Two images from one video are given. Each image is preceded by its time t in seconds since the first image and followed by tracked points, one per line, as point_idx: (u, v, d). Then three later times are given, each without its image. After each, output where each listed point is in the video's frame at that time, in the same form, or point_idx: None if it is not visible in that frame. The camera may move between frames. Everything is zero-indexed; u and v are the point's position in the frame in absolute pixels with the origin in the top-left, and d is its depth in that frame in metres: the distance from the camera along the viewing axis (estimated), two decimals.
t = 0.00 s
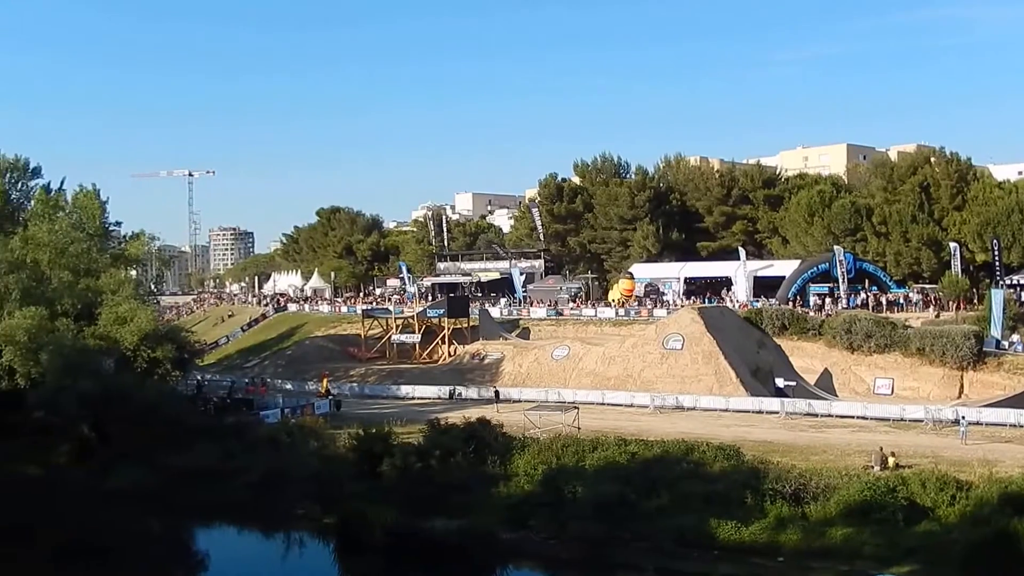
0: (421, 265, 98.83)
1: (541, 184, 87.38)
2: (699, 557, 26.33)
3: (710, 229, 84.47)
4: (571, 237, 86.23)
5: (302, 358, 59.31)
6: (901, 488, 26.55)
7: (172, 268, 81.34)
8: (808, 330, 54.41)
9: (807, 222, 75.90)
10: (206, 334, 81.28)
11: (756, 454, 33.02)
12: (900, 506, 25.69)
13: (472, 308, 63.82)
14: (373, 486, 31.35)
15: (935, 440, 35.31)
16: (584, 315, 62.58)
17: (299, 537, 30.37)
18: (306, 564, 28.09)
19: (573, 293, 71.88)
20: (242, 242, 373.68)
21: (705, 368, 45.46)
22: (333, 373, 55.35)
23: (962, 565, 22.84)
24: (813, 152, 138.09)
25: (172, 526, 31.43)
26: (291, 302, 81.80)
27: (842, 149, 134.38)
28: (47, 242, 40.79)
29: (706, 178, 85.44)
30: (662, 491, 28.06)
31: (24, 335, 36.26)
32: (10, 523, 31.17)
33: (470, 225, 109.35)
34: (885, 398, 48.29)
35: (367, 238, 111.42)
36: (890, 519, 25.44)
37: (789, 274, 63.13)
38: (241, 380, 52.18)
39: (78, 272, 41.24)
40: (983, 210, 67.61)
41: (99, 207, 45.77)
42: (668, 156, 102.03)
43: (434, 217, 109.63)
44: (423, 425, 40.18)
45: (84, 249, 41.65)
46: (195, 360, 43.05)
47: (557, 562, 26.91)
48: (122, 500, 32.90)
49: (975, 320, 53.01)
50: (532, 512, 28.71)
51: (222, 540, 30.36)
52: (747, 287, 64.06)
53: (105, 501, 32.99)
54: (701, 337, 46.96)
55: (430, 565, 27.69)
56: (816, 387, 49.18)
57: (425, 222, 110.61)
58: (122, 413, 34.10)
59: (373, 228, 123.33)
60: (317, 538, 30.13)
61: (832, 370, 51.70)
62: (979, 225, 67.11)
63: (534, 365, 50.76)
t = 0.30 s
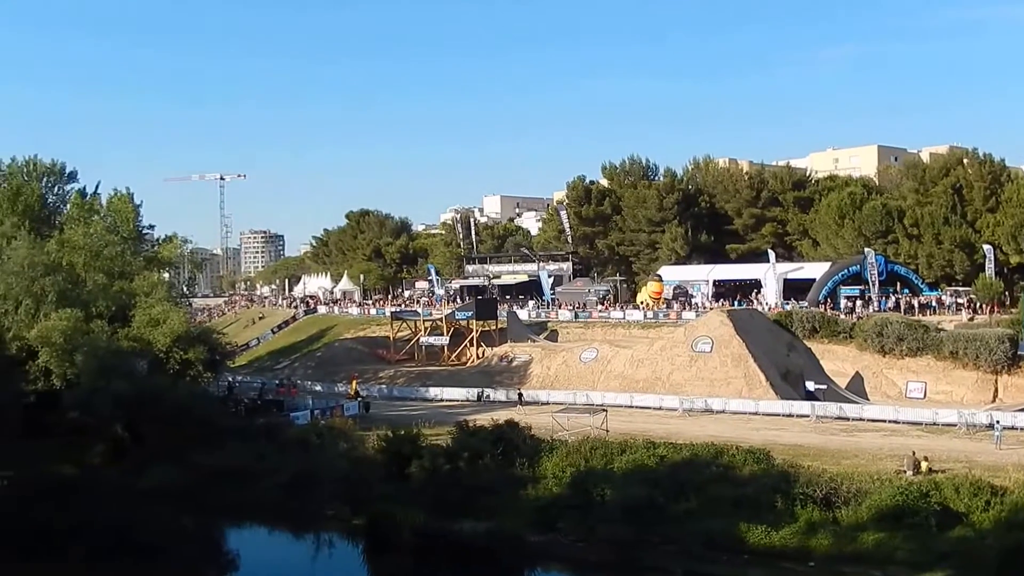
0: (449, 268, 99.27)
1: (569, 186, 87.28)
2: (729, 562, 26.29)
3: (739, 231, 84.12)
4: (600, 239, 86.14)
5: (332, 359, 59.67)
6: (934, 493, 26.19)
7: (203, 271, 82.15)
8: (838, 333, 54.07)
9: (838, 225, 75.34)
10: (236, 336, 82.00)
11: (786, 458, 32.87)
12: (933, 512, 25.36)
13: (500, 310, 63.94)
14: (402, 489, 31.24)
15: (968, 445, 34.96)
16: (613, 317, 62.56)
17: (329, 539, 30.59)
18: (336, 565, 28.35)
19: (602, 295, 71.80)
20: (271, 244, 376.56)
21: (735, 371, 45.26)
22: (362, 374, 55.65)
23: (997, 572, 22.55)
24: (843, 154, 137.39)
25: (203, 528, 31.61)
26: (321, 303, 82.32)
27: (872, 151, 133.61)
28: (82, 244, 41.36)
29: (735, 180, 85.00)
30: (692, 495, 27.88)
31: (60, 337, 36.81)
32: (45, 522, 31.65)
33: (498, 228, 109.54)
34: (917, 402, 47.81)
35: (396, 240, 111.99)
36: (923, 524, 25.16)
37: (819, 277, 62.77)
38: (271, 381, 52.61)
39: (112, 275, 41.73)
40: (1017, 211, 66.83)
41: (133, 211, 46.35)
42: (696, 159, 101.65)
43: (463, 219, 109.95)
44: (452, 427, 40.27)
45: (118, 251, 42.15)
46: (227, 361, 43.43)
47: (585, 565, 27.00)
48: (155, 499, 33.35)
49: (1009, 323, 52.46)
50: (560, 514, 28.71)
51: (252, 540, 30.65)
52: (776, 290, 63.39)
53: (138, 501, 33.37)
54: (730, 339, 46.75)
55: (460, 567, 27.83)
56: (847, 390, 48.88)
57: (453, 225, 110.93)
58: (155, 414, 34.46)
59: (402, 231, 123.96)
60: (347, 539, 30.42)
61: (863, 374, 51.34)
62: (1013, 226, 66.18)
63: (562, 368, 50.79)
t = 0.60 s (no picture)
0: (479, 272, 99.53)
1: (598, 190, 87.21)
2: (761, 566, 26.10)
3: (770, 234, 83.69)
4: (629, 242, 85.94)
5: (362, 362, 59.98)
6: (970, 499, 25.89)
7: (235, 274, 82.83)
8: (871, 337, 53.69)
9: (870, 228, 74.53)
10: (268, 338, 82.59)
11: (819, 463, 32.63)
12: (969, 518, 25.04)
13: (530, 313, 63.95)
14: (432, 492, 31.25)
15: (1005, 450, 34.51)
16: (642, 321, 62.43)
17: (358, 540, 30.73)
18: (366, 565, 28.69)
19: (631, 298, 71.62)
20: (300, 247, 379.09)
21: (766, 375, 44.94)
22: (392, 377, 55.85)
23: None
24: (875, 156, 136.44)
25: (234, 529, 31.80)
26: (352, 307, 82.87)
27: (905, 153, 132.59)
28: (117, 249, 42.01)
29: (766, 183, 84.55)
30: (722, 498, 27.75)
31: (95, 339, 37.21)
32: (80, 522, 32.22)
33: (527, 231, 109.54)
34: (952, 407, 47.23)
35: (426, 244, 112.36)
36: (957, 531, 24.85)
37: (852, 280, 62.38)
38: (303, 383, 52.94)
39: (145, 277, 42.15)
40: None
41: (166, 215, 47.35)
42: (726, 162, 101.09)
43: (492, 223, 110.14)
44: (481, 430, 40.32)
45: (152, 255, 42.79)
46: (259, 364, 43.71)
47: (614, 568, 26.94)
48: (188, 500, 33.77)
49: None
50: (589, 519, 28.58)
51: (283, 542, 30.72)
52: (808, 293, 63.12)
53: (171, 502, 33.84)
54: (761, 342, 46.47)
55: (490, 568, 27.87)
56: (880, 395, 48.43)
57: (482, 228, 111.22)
58: (187, 417, 35.02)
59: (431, 236, 124.44)
60: (377, 541, 30.52)
61: (896, 378, 50.82)
62: None
63: (591, 371, 50.73)
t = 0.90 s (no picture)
0: (508, 275, 99.60)
1: (628, 193, 87.00)
2: (792, 572, 25.88)
3: (802, 237, 83.06)
4: (659, 246, 85.58)
5: (392, 366, 60.22)
6: (1007, 505, 25.54)
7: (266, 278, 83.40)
8: (905, 341, 53.22)
9: (903, 231, 74.08)
10: (299, 342, 83.09)
11: (852, 468, 32.35)
12: (1005, 525, 24.70)
13: (559, 317, 63.86)
14: (462, 495, 31.22)
15: None
16: (673, 325, 62.15)
17: (389, 543, 30.87)
18: (397, 568, 28.79)
19: (662, 302, 71.35)
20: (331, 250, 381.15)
21: (797, 380, 44.56)
22: (422, 381, 55.99)
23: None
24: (908, 158, 135.04)
25: (266, 531, 32.03)
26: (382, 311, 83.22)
27: (939, 156, 131.17)
28: (151, 253, 42.50)
29: (798, 187, 83.87)
30: (754, 504, 27.48)
31: (130, 342, 37.46)
32: (115, 523, 32.56)
33: (557, 235, 109.26)
34: (988, 412, 46.63)
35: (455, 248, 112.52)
36: (993, 538, 24.49)
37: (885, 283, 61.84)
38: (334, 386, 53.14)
39: (180, 280, 42.40)
40: None
41: (200, 219, 47.87)
42: (757, 165, 100.16)
43: (522, 226, 110.15)
44: (511, 433, 40.32)
45: (186, 260, 43.22)
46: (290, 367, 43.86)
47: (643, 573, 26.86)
48: (221, 501, 34.06)
49: None
50: (619, 523, 28.51)
51: (315, 544, 30.91)
52: (841, 297, 62.68)
53: (205, 503, 34.17)
54: (793, 347, 46.16)
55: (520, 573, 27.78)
56: (913, 400, 47.86)
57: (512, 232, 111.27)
58: (220, 420, 35.44)
59: (461, 239, 124.65)
60: (407, 543, 30.67)
61: (930, 382, 50.22)
62: None
63: (621, 375, 50.60)
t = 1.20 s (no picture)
0: (538, 278, 99.64)
1: (659, 197, 86.67)
2: None
3: (834, 240, 82.15)
4: (690, 249, 85.13)
5: (423, 369, 60.41)
6: None
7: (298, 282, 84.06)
8: (939, 346, 52.68)
9: (937, 234, 73.21)
10: (330, 345, 83.55)
11: (885, 473, 32.04)
12: None
13: (589, 321, 63.78)
14: (492, 499, 31.19)
15: None
16: (703, 328, 61.82)
17: (419, 545, 30.95)
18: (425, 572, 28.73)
19: (692, 306, 71.09)
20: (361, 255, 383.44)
21: (830, 385, 44.21)
22: (452, 384, 56.10)
23: None
24: (942, 161, 133.58)
25: (298, 533, 32.16)
26: (412, 314, 83.52)
27: (974, 158, 129.62)
28: (185, 257, 42.48)
29: (830, 190, 83.17)
30: (787, 508, 27.43)
31: (163, 345, 37.74)
32: (150, 524, 32.87)
33: (587, 238, 108.93)
34: None
35: (486, 251, 112.71)
36: None
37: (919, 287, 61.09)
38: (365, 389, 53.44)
39: (212, 282, 42.43)
40: None
41: (233, 223, 47.57)
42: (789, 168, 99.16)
43: (552, 230, 110.11)
44: (541, 437, 40.31)
45: (218, 263, 43.01)
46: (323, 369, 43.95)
47: None
48: (253, 502, 34.36)
49: None
50: (649, 527, 28.37)
51: (345, 546, 31.07)
52: (874, 301, 62.10)
53: (238, 505, 34.50)
54: (825, 351, 45.87)
55: None
56: (947, 405, 47.36)
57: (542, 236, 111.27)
58: (252, 422, 35.74)
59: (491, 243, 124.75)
60: (437, 546, 30.73)
61: (965, 388, 49.64)
62: None
63: (651, 379, 50.42)
